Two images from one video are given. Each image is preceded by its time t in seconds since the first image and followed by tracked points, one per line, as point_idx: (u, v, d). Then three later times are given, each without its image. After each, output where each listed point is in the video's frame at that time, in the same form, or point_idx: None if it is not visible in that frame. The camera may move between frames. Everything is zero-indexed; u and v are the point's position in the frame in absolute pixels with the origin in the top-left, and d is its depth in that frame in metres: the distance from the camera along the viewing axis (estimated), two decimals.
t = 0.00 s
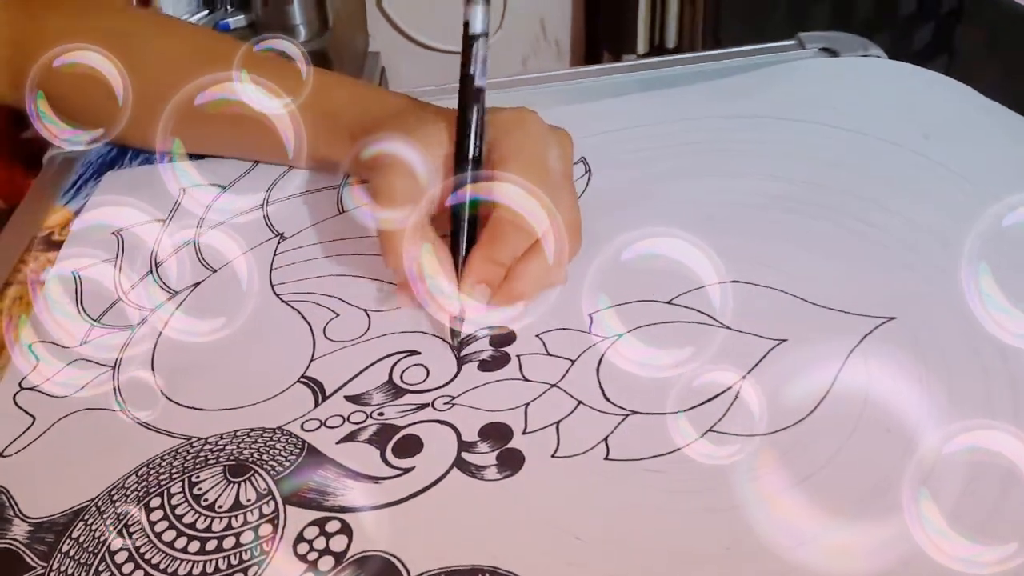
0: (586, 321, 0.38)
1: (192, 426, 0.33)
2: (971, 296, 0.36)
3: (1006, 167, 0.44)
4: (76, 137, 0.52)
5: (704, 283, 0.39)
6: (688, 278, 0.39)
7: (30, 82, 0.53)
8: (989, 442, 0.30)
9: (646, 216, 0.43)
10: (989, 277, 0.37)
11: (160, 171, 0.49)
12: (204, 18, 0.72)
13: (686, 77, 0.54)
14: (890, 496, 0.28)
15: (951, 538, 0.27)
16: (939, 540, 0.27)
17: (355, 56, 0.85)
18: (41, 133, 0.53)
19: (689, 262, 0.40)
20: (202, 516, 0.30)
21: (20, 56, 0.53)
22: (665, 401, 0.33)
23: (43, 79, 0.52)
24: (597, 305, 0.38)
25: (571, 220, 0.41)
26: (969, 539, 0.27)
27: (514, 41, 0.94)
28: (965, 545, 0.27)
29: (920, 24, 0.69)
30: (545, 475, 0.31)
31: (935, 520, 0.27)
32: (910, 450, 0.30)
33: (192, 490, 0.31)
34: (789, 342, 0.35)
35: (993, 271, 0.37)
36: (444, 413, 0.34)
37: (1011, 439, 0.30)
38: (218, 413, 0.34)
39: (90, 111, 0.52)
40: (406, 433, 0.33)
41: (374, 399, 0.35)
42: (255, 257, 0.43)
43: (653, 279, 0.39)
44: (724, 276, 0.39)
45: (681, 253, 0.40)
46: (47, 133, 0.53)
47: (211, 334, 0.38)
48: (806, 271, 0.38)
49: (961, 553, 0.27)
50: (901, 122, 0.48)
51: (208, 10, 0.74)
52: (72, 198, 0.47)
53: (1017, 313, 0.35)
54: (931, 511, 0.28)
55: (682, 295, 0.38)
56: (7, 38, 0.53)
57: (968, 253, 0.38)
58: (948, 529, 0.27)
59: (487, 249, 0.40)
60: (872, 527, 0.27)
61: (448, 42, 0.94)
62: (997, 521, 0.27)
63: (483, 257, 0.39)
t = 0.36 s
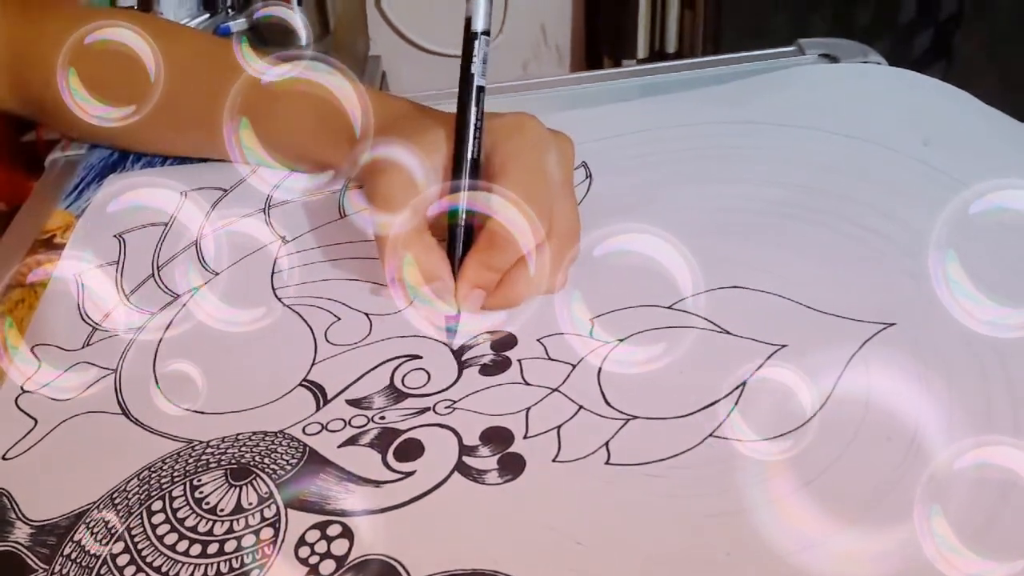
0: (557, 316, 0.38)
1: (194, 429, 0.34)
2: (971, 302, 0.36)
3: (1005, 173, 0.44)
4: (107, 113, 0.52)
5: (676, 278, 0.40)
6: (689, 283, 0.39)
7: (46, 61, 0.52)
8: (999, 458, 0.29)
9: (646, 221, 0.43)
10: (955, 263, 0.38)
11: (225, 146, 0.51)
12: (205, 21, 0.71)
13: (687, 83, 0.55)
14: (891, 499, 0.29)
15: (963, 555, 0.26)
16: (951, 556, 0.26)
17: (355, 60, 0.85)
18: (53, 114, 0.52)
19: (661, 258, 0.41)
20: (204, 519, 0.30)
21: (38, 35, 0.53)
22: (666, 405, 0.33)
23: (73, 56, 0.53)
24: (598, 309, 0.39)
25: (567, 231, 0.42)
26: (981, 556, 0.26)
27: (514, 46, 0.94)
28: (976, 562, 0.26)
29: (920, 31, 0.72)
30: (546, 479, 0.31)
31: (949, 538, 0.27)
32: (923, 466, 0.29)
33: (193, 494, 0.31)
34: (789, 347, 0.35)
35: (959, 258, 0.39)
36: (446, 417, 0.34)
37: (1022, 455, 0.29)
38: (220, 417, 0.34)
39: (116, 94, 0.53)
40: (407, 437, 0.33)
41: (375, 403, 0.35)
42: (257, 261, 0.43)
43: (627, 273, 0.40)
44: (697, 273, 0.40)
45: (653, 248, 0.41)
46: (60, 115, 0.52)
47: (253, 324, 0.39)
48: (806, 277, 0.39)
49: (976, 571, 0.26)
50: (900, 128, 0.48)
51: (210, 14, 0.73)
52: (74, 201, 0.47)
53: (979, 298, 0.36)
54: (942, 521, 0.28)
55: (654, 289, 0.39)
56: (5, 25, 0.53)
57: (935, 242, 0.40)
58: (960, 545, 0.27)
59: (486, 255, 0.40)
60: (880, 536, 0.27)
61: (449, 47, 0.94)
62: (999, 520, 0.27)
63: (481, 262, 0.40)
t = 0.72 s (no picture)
0: (533, 314, 0.39)
1: (194, 429, 0.34)
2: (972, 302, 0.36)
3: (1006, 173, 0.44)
4: (140, 91, 0.53)
5: (650, 274, 0.40)
6: (689, 282, 0.39)
7: (52, 61, 0.52)
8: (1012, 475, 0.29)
9: (647, 219, 0.43)
10: (926, 255, 0.39)
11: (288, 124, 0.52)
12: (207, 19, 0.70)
13: (687, 81, 0.54)
14: (891, 499, 0.29)
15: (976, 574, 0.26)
16: None
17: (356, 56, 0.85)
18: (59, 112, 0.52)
19: (636, 255, 0.41)
20: (204, 518, 0.30)
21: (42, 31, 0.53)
22: (666, 404, 0.33)
23: (106, 32, 0.54)
24: (598, 309, 0.39)
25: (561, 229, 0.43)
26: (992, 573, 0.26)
27: (514, 45, 0.94)
28: None
29: (919, 31, 0.71)
30: (546, 479, 0.31)
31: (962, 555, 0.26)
32: (927, 468, 0.29)
33: (193, 493, 0.31)
34: (789, 346, 0.35)
35: (930, 250, 0.39)
36: (446, 416, 0.34)
37: None
38: (219, 416, 0.34)
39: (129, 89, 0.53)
40: (407, 436, 0.33)
41: (375, 402, 0.35)
42: (258, 259, 0.43)
43: (603, 270, 0.41)
44: (672, 270, 0.40)
45: (628, 246, 0.42)
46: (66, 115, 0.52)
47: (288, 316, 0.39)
48: (807, 276, 0.39)
49: None
50: (901, 127, 0.48)
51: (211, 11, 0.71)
52: (73, 199, 0.47)
53: (949, 289, 0.37)
54: (946, 523, 0.27)
55: (629, 286, 0.39)
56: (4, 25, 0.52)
57: (904, 234, 0.40)
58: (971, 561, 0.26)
59: (476, 252, 0.41)
60: (885, 542, 0.27)
61: (449, 46, 0.94)
62: (1001, 521, 0.27)
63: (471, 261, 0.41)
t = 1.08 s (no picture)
0: (507, 312, 0.39)
1: (193, 427, 0.34)
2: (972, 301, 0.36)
3: (1007, 170, 0.44)
4: (173, 68, 0.54)
5: (626, 273, 0.40)
6: (690, 280, 0.39)
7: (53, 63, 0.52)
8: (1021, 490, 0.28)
9: (647, 217, 0.43)
10: (900, 247, 0.40)
11: (343, 108, 0.52)
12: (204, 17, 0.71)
13: (687, 79, 0.54)
14: (891, 498, 0.28)
15: None
16: None
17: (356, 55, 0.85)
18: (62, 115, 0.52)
19: (611, 253, 0.41)
20: (204, 517, 0.30)
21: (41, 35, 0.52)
22: (665, 401, 0.33)
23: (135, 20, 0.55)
24: (598, 307, 0.38)
25: (551, 229, 0.43)
26: None
27: (514, 45, 0.94)
28: None
29: (919, 28, 0.71)
30: (545, 477, 0.31)
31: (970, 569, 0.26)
32: (927, 466, 0.29)
33: (193, 492, 0.31)
34: (789, 344, 0.35)
35: (903, 241, 0.40)
36: (445, 415, 0.34)
37: None
38: (219, 415, 0.34)
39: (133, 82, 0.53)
40: (407, 434, 0.33)
41: (375, 401, 0.35)
42: (258, 258, 0.43)
43: (577, 267, 0.41)
44: (648, 268, 0.40)
45: (603, 243, 0.42)
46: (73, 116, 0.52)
47: (329, 305, 0.40)
48: (807, 274, 0.39)
49: None
50: (901, 125, 0.48)
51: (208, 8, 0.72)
52: (74, 198, 0.47)
53: (923, 281, 0.37)
54: (947, 523, 0.27)
55: (603, 283, 0.40)
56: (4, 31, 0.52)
57: (877, 226, 0.41)
58: None
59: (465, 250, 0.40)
60: (886, 546, 0.27)
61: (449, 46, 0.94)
62: (1000, 521, 0.27)
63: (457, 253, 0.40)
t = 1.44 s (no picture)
0: (482, 310, 0.39)
1: (195, 433, 0.34)
2: (971, 310, 0.36)
3: (1005, 181, 0.44)
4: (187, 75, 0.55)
5: (601, 271, 0.40)
6: (690, 285, 0.39)
7: (31, 69, 0.51)
8: None
9: (647, 224, 0.43)
10: (871, 238, 0.41)
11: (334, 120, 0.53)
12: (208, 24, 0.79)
13: (687, 86, 0.55)
14: (890, 508, 0.29)
15: None
16: None
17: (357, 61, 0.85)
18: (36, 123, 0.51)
19: (585, 250, 0.42)
20: (205, 523, 0.30)
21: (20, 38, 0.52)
22: (665, 408, 0.33)
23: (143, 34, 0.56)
24: (597, 310, 0.38)
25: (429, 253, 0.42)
26: None
27: (515, 52, 0.95)
28: None
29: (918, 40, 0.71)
30: (545, 484, 0.31)
31: None
32: (928, 468, 0.30)
33: (194, 498, 0.31)
34: (789, 351, 0.35)
35: (874, 233, 0.41)
36: (446, 422, 0.34)
37: None
38: (220, 422, 0.34)
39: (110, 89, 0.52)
40: (407, 442, 0.33)
41: (375, 408, 0.35)
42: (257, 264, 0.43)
43: (552, 264, 0.41)
44: (624, 267, 0.40)
45: (578, 242, 0.42)
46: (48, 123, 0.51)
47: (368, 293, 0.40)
48: (807, 281, 0.39)
49: None
50: (901, 134, 0.48)
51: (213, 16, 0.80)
52: (76, 205, 0.47)
53: (895, 273, 0.39)
54: (946, 528, 0.28)
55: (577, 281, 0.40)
56: None
57: (850, 220, 0.42)
58: None
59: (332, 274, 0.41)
60: (884, 554, 0.27)
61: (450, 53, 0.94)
62: (995, 532, 0.27)
63: (395, 265, 0.41)
